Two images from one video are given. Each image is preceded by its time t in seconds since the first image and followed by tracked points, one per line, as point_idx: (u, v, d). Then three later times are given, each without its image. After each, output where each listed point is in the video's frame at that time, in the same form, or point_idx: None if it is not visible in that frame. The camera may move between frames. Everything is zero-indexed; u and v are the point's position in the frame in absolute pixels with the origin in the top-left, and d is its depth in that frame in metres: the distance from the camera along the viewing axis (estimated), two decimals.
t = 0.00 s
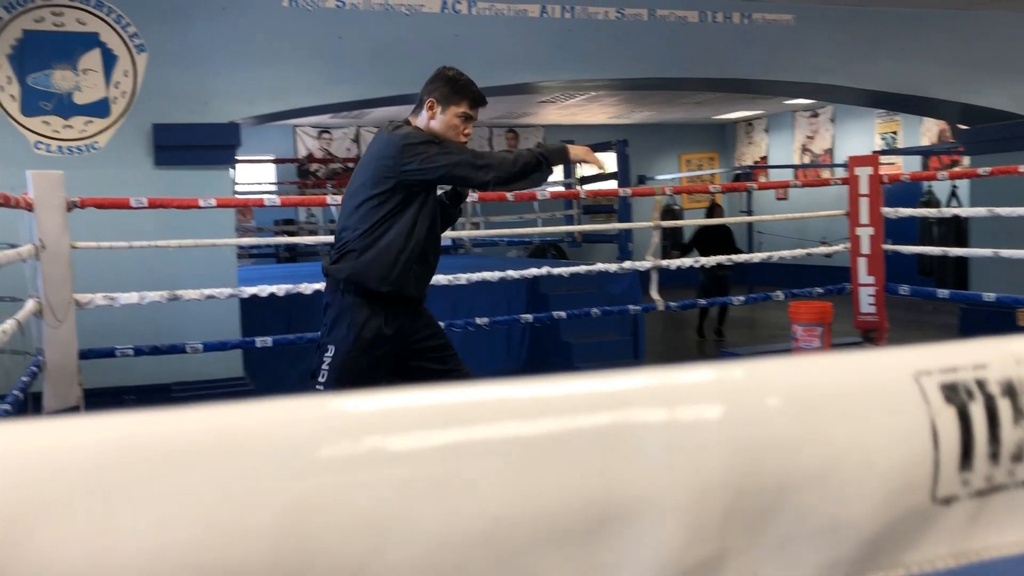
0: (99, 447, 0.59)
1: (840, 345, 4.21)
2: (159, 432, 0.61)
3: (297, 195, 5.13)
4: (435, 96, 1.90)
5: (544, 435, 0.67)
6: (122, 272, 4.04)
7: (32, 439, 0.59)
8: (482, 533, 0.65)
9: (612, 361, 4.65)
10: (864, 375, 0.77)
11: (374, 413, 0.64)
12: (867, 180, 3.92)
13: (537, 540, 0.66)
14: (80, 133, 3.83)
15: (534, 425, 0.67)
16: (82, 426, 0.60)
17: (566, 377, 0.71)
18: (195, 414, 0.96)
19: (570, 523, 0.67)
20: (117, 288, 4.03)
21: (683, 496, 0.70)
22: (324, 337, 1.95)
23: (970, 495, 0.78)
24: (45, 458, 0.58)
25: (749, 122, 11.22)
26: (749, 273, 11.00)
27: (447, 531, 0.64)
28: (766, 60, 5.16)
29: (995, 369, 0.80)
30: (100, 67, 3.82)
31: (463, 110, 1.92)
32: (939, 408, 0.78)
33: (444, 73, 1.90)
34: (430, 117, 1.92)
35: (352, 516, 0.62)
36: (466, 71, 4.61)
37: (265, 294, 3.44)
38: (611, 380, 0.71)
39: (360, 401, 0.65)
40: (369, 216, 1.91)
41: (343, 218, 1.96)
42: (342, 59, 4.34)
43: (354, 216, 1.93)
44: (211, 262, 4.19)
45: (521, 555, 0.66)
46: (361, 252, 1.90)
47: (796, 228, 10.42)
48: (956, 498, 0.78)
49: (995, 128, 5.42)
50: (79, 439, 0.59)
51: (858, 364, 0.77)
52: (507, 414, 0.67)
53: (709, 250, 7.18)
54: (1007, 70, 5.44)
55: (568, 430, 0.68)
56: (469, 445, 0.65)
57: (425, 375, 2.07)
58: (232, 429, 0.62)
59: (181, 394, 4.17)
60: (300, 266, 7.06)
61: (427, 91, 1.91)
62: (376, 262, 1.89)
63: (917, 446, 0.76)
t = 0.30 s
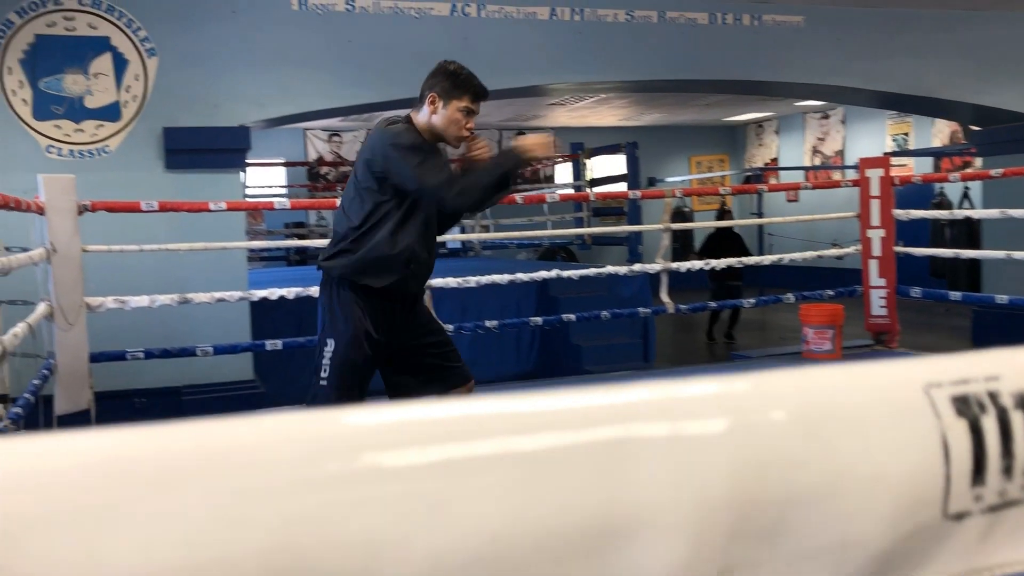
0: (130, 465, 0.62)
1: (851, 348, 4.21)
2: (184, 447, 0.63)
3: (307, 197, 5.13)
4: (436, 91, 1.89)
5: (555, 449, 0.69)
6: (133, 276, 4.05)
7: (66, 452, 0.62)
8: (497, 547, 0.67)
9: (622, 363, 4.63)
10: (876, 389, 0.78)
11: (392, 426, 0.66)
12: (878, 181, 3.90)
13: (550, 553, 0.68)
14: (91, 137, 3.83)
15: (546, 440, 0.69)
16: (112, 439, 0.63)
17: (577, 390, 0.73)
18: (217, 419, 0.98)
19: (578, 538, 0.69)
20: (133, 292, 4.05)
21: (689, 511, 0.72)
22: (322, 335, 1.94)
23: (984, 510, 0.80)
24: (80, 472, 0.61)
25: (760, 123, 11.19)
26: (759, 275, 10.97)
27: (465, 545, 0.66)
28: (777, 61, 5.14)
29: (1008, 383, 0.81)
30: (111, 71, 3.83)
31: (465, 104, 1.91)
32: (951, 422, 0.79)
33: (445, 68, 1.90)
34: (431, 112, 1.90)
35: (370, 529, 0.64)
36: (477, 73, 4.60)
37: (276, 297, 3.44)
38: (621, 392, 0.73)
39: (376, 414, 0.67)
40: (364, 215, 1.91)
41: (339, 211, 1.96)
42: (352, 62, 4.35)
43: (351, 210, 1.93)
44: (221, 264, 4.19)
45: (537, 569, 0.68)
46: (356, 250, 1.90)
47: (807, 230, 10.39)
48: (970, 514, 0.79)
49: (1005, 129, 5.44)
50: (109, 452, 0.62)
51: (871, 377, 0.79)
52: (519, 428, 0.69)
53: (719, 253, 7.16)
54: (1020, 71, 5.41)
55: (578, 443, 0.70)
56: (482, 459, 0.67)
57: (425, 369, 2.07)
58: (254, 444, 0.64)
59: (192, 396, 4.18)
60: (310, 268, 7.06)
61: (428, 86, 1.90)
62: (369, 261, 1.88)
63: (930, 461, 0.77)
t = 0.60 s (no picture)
0: (129, 472, 0.61)
1: (857, 349, 4.20)
2: (180, 451, 0.63)
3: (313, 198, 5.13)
4: (437, 90, 1.89)
5: (554, 455, 0.69)
6: (140, 278, 4.05)
7: (62, 458, 0.61)
8: (495, 556, 0.66)
9: (628, 364, 4.62)
10: (881, 395, 0.78)
11: (389, 433, 0.66)
12: (884, 182, 3.89)
13: (550, 562, 0.67)
14: (97, 139, 3.86)
15: (545, 445, 0.69)
16: (110, 444, 0.62)
17: (577, 395, 0.72)
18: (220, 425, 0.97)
19: (577, 545, 0.68)
20: (140, 294, 4.05)
21: (687, 519, 0.71)
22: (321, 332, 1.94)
23: (989, 517, 0.79)
24: (80, 475, 0.61)
25: (765, 124, 11.18)
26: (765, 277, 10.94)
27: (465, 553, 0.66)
28: (782, 61, 5.13)
29: (1013, 387, 0.81)
30: (117, 73, 3.84)
31: (467, 102, 1.91)
32: (955, 427, 0.79)
33: (446, 66, 1.89)
34: (433, 111, 1.90)
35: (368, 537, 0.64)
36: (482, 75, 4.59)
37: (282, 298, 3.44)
38: (621, 397, 0.72)
39: (373, 419, 0.67)
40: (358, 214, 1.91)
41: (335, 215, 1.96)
42: (357, 63, 4.34)
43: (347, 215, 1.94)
44: (228, 266, 4.19)
45: None
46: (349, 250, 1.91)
47: (812, 231, 10.36)
48: (975, 520, 0.79)
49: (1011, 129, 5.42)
50: (106, 459, 0.61)
51: (875, 383, 0.78)
52: (519, 434, 0.69)
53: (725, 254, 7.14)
54: None
55: (577, 448, 0.69)
56: (481, 464, 0.67)
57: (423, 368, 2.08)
58: (253, 451, 0.64)
59: (197, 397, 4.18)
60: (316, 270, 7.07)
61: (429, 85, 1.90)
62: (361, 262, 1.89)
63: (935, 468, 0.77)
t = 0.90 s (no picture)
0: (107, 490, 0.58)
1: (869, 351, 4.17)
2: (158, 471, 0.60)
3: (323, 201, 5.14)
4: (437, 96, 1.88)
5: (551, 468, 0.66)
6: (151, 281, 4.06)
7: (37, 476, 0.58)
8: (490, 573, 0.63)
9: (639, 366, 4.60)
10: (886, 405, 0.76)
11: (379, 444, 0.63)
12: (896, 184, 3.87)
13: None
14: (109, 142, 3.87)
15: (541, 456, 0.66)
16: (87, 459, 0.60)
17: (573, 407, 0.70)
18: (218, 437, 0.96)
19: (574, 561, 0.66)
20: (152, 297, 4.06)
21: (685, 535, 0.69)
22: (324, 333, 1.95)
23: (999, 531, 0.77)
24: (52, 500, 0.57)
25: (777, 125, 11.14)
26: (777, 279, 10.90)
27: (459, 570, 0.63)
28: (795, 63, 5.10)
29: (1019, 398, 0.79)
30: (129, 77, 3.87)
31: (465, 108, 1.91)
32: (963, 439, 0.77)
33: (446, 72, 1.89)
34: (432, 117, 1.89)
35: (358, 555, 0.61)
36: (493, 77, 4.59)
37: (293, 301, 3.43)
38: (617, 409, 0.70)
39: (360, 432, 0.65)
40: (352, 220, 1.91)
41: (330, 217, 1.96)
42: (368, 66, 4.34)
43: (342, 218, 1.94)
44: (239, 269, 4.20)
45: None
46: (344, 256, 1.91)
47: (824, 233, 10.32)
48: (983, 534, 0.77)
49: None
50: (79, 476, 0.58)
51: (880, 395, 0.76)
52: (515, 448, 0.66)
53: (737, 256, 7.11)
54: None
55: (574, 462, 0.67)
56: (477, 479, 0.64)
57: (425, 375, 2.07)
58: (237, 466, 0.61)
59: (209, 400, 4.18)
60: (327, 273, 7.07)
61: (429, 91, 1.89)
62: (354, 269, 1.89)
63: (942, 480, 0.75)
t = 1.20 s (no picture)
0: (100, 504, 0.58)
1: (882, 353, 4.14)
2: (157, 479, 0.60)
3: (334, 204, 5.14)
4: (435, 99, 1.88)
5: (550, 477, 0.66)
6: (163, 284, 4.07)
7: (39, 485, 0.59)
8: None
9: (651, 368, 4.58)
10: (892, 414, 0.75)
11: (376, 455, 0.64)
12: (910, 184, 3.85)
13: None
14: (122, 145, 3.88)
15: (540, 467, 0.66)
16: (86, 470, 0.60)
17: (572, 414, 0.70)
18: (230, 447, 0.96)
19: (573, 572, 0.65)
20: (164, 300, 4.07)
21: (687, 545, 0.69)
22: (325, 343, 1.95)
23: (1010, 543, 0.76)
24: (53, 508, 0.58)
25: (789, 126, 11.09)
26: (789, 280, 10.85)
27: None
28: (807, 64, 5.07)
29: None
30: (141, 80, 3.88)
31: (465, 110, 1.89)
32: (973, 448, 0.76)
33: (444, 75, 1.89)
34: (432, 120, 1.88)
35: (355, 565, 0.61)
36: (503, 79, 4.57)
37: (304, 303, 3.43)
38: (617, 416, 0.70)
39: (356, 441, 0.65)
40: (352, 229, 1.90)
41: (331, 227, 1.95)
42: (378, 68, 4.33)
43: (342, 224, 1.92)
44: (250, 272, 4.20)
45: None
46: (345, 266, 1.90)
47: (837, 234, 10.27)
48: (994, 546, 0.76)
49: None
50: (78, 489, 0.59)
51: (888, 402, 0.75)
52: (513, 459, 0.66)
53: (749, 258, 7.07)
54: None
55: (571, 472, 0.66)
56: (475, 489, 0.64)
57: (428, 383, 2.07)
58: (234, 479, 0.61)
59: (221, 402, 4.19)
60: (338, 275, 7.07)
61: (428, 95, 1.89)
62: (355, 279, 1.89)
63: (950, 491, 0.74)
